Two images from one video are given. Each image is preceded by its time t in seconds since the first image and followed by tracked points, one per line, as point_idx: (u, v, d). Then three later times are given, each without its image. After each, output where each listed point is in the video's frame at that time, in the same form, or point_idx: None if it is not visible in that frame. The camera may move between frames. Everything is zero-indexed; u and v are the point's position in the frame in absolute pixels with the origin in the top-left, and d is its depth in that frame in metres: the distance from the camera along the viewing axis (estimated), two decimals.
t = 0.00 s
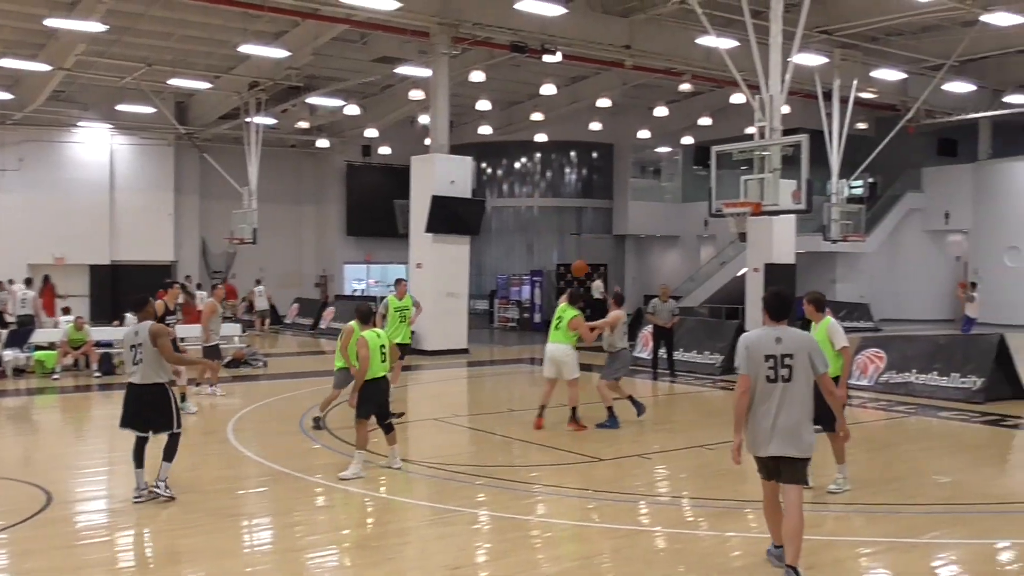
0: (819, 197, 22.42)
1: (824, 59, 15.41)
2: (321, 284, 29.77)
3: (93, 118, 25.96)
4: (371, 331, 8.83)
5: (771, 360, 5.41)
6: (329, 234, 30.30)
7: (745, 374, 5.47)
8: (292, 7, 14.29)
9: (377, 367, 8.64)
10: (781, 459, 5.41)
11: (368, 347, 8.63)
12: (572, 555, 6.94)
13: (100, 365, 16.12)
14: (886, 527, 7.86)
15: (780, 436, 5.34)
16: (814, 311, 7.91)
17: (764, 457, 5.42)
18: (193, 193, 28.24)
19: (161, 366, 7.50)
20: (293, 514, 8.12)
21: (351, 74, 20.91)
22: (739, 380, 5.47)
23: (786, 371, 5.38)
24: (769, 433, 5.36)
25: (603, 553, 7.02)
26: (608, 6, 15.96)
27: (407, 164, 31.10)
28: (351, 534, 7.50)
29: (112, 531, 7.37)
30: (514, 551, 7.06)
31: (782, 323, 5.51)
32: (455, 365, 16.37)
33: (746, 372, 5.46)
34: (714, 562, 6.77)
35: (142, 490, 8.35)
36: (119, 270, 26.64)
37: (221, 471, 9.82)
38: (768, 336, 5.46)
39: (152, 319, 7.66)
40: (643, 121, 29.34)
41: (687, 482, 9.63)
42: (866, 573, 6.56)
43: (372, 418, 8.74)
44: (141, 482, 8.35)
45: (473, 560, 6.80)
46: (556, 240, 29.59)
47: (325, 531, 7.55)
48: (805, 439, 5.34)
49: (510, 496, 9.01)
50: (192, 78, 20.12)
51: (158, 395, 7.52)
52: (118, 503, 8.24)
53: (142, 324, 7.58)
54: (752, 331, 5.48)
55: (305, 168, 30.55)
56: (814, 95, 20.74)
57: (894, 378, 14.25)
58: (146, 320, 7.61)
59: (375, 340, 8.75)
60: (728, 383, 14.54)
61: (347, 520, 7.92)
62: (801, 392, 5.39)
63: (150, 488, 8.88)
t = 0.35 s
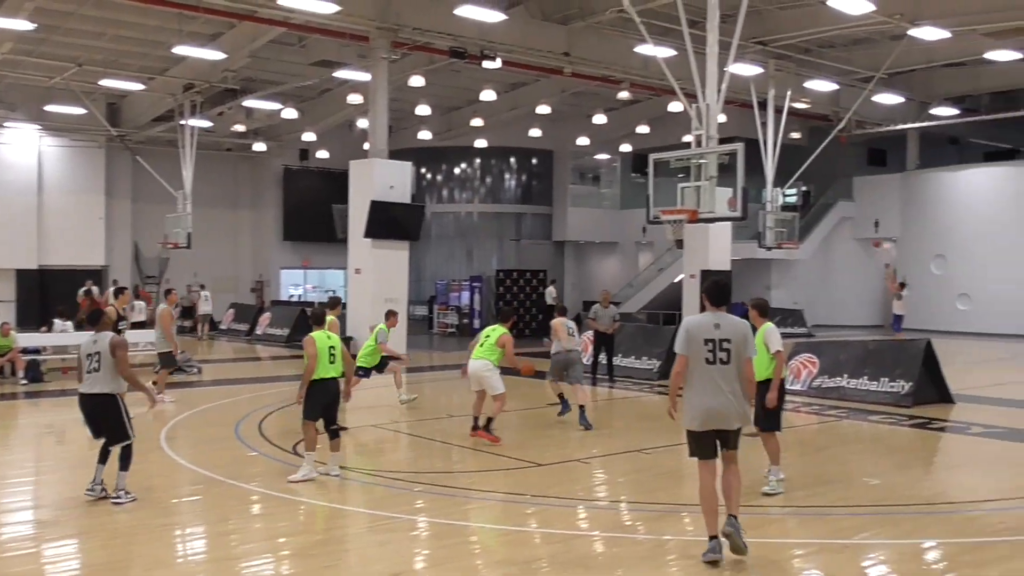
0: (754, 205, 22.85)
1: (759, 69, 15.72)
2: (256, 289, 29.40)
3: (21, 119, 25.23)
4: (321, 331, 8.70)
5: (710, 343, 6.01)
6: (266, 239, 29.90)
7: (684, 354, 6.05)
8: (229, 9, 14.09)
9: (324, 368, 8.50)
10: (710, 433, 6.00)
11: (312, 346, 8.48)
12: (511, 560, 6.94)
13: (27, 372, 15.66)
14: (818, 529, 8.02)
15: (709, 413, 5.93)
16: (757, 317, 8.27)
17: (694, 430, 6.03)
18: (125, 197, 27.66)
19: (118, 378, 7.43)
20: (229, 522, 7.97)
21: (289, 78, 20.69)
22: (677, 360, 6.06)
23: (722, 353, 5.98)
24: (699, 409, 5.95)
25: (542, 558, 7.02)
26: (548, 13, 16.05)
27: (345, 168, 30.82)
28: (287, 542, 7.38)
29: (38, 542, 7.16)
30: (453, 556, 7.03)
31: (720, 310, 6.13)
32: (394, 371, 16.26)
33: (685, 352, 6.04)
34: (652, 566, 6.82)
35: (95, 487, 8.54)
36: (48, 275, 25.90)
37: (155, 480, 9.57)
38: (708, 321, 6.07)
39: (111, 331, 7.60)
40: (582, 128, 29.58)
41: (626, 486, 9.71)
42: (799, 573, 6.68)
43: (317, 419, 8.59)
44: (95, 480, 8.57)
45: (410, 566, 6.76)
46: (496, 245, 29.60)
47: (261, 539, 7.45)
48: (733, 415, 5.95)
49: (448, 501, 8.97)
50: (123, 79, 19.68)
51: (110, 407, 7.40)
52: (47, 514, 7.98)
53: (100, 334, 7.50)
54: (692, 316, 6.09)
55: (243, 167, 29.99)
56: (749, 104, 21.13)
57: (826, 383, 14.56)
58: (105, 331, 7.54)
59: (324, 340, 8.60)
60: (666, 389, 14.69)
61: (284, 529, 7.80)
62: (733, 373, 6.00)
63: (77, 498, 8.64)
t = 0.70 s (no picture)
0: (703, 210, 23.10)
1: (706, 77, 15.95)
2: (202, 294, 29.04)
3: None
4: (270, 336, 8.60)
5: (666, 350, 6.19)
6: (212, 243, 29.45)
7: (641, 360, 6.14)
8: (176, 9, 13.90)
9: (267, 370, 8.38)
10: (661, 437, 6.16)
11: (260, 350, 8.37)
12: (460, 565, 6.92)
13: None
14: (763, 530, 8.13)
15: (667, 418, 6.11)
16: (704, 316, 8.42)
17: (647, 434, 6.12)
18: (66, 199, 27.10)
19: (58, 377, 7.22)
20: (174, 530, 7.83)
21: (235, 79, 20.41)
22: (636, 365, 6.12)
23: (676, 359, 6.20)
24: (659, 413, 6.08)
25: (491, 563, 7.01)
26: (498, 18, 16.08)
27: (293, 171, 30.51)
28: (232, 549, 7.28)
29: None
30: (402, 562, 6.99)
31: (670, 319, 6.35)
32: (344, 376, 16.13)
33: (643, 358, 6.14)
34: (600, 569, 6.85)
35: (32, 498, 8.36)
36: None
37: (97, 487, 9.35)
38: (662, 328, 6.26)
39: (51, 330, 7.40)
40: (532, 132, 29.70)
41: (575, 490, 9.75)
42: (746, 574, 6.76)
43: (267, 424, 8.41)
44: (31, 490, 8.38)
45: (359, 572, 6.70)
46: (445, 249, 29.66)
47: (207, 545, 7.35)
48: (682, 419, 6.19)
49: (396, 506, 8.93)
50: (63, 78, 19.22)
51: (49, 407, 7.16)
52: None
53: (40, 332, 7.30)
54: (649, 325, 6.21)
55: (186, 176, 29.90)
56: (697, 111, 21.39)
57: (773, 387, 14.76)
58: (45, 329, 7.34)
59: (271, 346, 8.53)
60: (616, 392, 14.79)
61: (230, 535, 7.68)
62: (682, 379, 6.25)
63: (14, 507, 8.41)
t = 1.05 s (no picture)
0: (667, 215, 23.26)
1: (670, 83, 16.10)
2: (164, 297, 28.69)
3: None
4: (227, 341, 8.50)
5: (613, 352, 6.28)
6: (174, 246, 29.13)
7: (592, 365, 6.18)
8: (137, 10, 13.74)
9: (228, 379, 8.28)
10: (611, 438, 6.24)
11: (219, 357, 8.26)
12: (424, 570, 6.91)
13: None
14: (727, 533, 8.20)
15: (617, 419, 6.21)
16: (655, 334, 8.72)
17: (603, 437, 6.20)
18: (24, 201, 26.64)
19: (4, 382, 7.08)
20: (135, 537, 7.73)
21: (197, 81, 20.22)
22: (588, 371, 6.15)
23: (623, 360, 6.30)
24: (615, 415, 6.17)
25: (455, 568, 7.00)
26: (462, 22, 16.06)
27: (257, 174, 30.25)
28: (195, 555, 7.20)
29: None
30: (366, 568, 6.95)
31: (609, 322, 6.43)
32: (308, 380, 16.02)
33: (593, 363, 6.18)
34: (565, 574, 6.86)
35: None
36: None
37: (58, 495, 9.19)
38: (606, 332, 6.33)
39: None
40: (496, 136, 29.75)
41: (540, 494, 9.77)
42: None
43: (228, 432, 8.35)
44: None
45: None
46: (410, 252, 29.65)
47: (168, 553, 7.25)
48: (632, 417, 6.33)
49: (360, 511, 8.89)
50: (20, 79, 18.90)
51: None
52: None
53: None
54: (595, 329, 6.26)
55: (146, 178, 29.62)
56: (661, 116, 21.55)
57: (736, 391, 14.90)
58: None
59: (230, 352, 8.43)
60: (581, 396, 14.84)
61: (192, 542, 7.60)
62: (630, 379, 6.37)
63: None
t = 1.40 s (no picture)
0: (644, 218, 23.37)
1: (646, 86, 16.17)
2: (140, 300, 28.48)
3: None
4: (203, 345, 8.39)
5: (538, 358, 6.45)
6: (149, 249, 28.94)
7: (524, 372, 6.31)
8: (112, 11, 13.66)
9: (206, 382, 8.22)
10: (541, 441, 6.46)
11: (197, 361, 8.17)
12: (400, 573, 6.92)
13: None
14: (703, 535, 8.24)
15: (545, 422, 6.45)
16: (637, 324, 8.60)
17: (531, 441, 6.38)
18: None
19: None
20: (109, 542, 7.68)
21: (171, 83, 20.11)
22: (523, 378, 6.27)
23: (545, 365, 6.50)
24: (544, 420, 6.36)
25: (433, 571, 7.00)
26: (439, 25, 16.06)
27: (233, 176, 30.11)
28: (169, 560, 7.16)
29: None
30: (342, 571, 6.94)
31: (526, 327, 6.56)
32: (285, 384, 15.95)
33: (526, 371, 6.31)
34: None
35: None
36: None
37: (30, 500, 9.11)
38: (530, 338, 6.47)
39: None
40: (473, 139, 29.78)
41: (517, 497, 9.78)
42: None
43: (203, 437, 8.31)
44: None
45: None
46: (387, 255, 29.64)
47: (142, 558, 7.21)
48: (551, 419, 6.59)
49: (337, 515, 8.86)
50: None
51: None
52: None
53: None
54: (521, 337, 6.36)
55: (121, 180, 29.43)
56: (637, 119, 21.64)
57: (712, 393, 14.98)
58: None
59: (206, 355, 8.33)
60: (559, 399, 14.88)
61: (166, 547, 7.56)
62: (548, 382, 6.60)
63: None
